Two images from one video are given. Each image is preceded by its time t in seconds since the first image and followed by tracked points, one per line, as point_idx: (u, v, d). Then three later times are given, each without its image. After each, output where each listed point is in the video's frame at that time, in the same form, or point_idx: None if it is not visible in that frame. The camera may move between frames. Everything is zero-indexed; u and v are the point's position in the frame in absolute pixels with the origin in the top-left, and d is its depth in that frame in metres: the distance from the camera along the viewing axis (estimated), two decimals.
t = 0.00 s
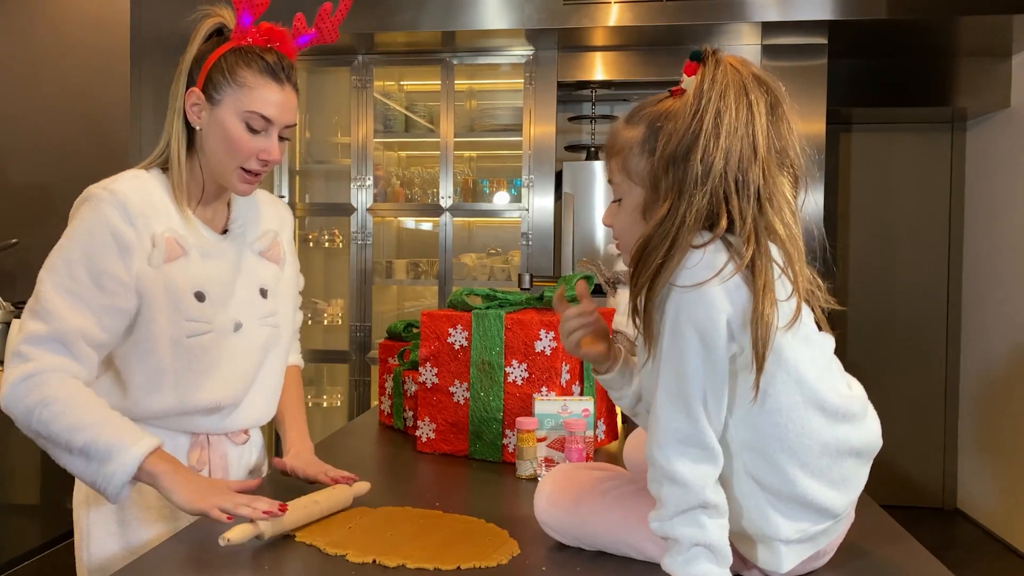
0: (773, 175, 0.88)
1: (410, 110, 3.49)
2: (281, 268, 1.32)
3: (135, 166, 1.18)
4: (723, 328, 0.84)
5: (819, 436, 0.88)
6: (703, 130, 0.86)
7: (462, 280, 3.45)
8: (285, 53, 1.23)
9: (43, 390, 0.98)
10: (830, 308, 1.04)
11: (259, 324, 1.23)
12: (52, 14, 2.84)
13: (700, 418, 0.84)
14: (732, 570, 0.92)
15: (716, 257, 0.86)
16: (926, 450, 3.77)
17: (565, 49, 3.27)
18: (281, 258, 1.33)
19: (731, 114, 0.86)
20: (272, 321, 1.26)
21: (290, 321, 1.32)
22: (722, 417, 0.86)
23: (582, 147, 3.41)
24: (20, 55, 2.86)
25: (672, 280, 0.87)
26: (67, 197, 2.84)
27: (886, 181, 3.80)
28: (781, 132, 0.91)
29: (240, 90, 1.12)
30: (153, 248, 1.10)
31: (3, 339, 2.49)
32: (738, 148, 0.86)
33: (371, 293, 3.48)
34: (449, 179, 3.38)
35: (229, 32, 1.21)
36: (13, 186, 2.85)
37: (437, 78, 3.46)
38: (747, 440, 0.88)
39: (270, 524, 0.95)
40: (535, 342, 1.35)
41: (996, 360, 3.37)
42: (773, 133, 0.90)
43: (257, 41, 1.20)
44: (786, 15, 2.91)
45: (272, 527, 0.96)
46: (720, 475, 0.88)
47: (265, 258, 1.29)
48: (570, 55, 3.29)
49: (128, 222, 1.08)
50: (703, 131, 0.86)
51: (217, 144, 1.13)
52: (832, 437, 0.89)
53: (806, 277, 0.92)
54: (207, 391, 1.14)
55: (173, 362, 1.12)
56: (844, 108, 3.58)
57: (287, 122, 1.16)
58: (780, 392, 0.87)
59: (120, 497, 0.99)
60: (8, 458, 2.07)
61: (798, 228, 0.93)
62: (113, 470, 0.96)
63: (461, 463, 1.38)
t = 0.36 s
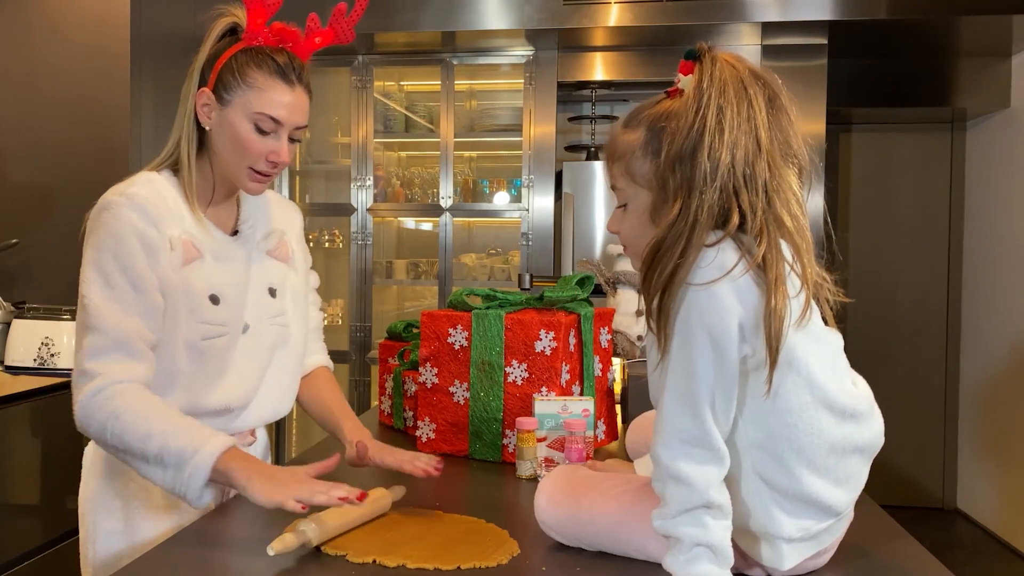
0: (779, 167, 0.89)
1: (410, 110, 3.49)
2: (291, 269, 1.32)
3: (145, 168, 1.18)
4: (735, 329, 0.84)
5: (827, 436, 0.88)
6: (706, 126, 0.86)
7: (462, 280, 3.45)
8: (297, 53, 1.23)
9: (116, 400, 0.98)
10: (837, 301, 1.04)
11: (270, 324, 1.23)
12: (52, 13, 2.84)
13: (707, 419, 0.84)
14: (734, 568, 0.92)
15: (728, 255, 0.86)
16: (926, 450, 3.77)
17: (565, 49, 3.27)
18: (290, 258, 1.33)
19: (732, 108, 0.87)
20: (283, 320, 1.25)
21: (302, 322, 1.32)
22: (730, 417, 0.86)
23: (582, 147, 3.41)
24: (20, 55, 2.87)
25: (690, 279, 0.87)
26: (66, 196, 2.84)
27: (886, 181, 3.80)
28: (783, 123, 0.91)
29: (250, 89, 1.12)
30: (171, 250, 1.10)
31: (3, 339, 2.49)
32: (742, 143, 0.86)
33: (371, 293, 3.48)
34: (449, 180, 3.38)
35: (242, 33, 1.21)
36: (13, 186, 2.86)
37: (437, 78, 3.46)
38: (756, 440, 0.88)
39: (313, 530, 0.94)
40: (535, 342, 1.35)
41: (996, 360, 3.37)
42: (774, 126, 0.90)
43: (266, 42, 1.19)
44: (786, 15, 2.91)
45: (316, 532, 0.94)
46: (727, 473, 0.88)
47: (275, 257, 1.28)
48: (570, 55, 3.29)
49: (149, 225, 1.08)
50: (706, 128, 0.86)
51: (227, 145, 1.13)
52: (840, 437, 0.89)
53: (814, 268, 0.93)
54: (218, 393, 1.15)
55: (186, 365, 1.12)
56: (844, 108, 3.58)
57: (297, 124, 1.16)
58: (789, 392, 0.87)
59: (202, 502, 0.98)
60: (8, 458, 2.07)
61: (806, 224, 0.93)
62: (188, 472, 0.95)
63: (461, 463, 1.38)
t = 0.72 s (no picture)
0: (759, 158, 0.89)
1: (410, 110, 3.49)
2: (306, 277, 1.33)
3: (170, 171, 1.18)
4: (727, 331, 0.85)
5: (822, 436, 0.88)
6: (679, 125, 0.87)
7: (462, 280, 3.45)
8: (320, 56, 1.23)
9: (133, 407, 0.97)
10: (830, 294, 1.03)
11: (282, 334, 1.24)
12: (52, 14, 2.84)
13: (702, 418, 0.84)
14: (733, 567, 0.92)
15: (717, 254, 0.87)
16: (925, 450, 3.77)
17: (565, 49, 3.28)
18: (306, 266, 1.33)
19: (704, 102, 0.88)
20: (296, 331, 1.26)
21: (315, 332, 1.33)
22: (724, 416, 0.87)
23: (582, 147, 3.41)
24: (19, 55, 2.87)
25: (683, 277, 0.87)
26: (65, 196, 2.84)
27: (886, 180, 3.80)
28: (756, 108, 0.91)
29: (269, 94, 1.11)
30: (192, 259, 1.11)
31: (3, 338, 2.49)
32: (719, 139, 0.87)
33: (371, 293, 3.48)
34: (449, 179, 3.38)
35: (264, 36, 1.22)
36: (14, 185, 2.86)
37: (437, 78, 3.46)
38: (751, 439, 0.88)
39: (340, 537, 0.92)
40: (535, 342, 1.35)
41: (996, 360, 3.37)
42: (750, 117, 0.90)
43: (288, 45, 1.19)
44: (786, 15, 2.91)
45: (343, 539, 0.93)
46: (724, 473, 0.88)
47: (291, 266, 1.29)
48: (570, 56, 3.30)
49: (174, 232, 1.09)
50: (679, 127, 0.87)
51: (247, 152, 1.13)
52: (835, 437, 0.89)
53: (798, 244, 0.92)
54: (227, 403, 1.16)
55: (198, 373, 1.13)
56: (844, 108, 3.59)
57: (317, 129, 1.15)
58: (784, 391, 0.87)
59: (216, 515, 0.95)
60: (8, 458, 2.07)
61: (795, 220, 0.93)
62: (208, 485, 0.93)
63: (461, 463, 1.38)
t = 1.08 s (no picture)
0: (745, 154, 0.89)
1: (410, 110, 3.49)
2: (314, 282, 1.32)
3: (183, 174, 1.18)
4: (696, 328, 0.85)
5: (800, 441, 0.87)
6: (670, 115, 0.89)
7: (462, 280, 3.45)
8: (328, 56, 1.22)
9: (130, 408, 0.94)
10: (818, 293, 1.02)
11: (287, 341, 1.24)
12: (52, 14, 2.84)
13: (683, 418, 0.85)
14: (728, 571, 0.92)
15: (683, 249, 0.88)
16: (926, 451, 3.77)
17: (565, 49, 3.28)
18: (315, 271, 1.33)
19: (695, 96, 0.89)
20: (301, 337, 1.26)
21: (321, 340, 1.32)
22: (704, 415, 0.87)
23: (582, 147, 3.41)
24: (19, 55, 2.87)
25: (652, 272, 0.88)
26: (65, 196, 2.84)
27: (887, 180, 3.80)
28: (748, 112, 0.93)
29: (281, 96, 1.11)
30: (203, 264, 1.10)
31: (3, 338, 2.49)
32: (706, 133, 0.88)
33: (371, 293, 3.48)
34: (449, 179, 3.37)
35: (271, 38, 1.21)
36: (14, 185, 2.87)
37: (437, 78, 3.46)
38: (727, 441, 0.88)
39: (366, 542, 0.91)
40: (535, 342, 1.35)
41: (996, 360, 3.36)
42: (739, 116, 0.92)
43: (296, 47, 1.18)
44: (786, 15, 2.91)
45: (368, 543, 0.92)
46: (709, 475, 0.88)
47: (300, 272, 1.28)
48: (570, 55, 3.30)
49: (186, 239, 1.07)
50: (670, 117, 0.89)
51: (261, 156, 1.13)
52: (813, 442, 0.88)
53: (776, 228, 0.93)
54: (230, 409, 1.16)
55: (203, 378, 1.13)
56: (844, 108, 3.58)
57: (331, 129, 1.15)
58: (757, 397, 0.86)
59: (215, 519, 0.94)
60: (8, 458, 2.07)
61: (776, 221, 0.93)
62: (206, 491, 0.91)
63: (461, 463, 1.38)
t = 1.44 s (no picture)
0: (736, 150, 0.89)
1: (410, 110, 3.49)
2: (326, 287, 1.32)
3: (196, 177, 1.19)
4: (692, 328, 0.85)
5: (794, 442, 0.87)
6: (660, 113, 0.89)
7: (462, 280, 3.46)
8: (345, 63, 1.21)
9: (145, 415, 0.92)
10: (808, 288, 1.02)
11: (296, 345, 1.24)
12: (52, 14, 2.84)
13: (680, 420, 0.85)
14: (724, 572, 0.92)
15: (679, 246, 0.87)
16: (926, 450, 3.77)
17: (565, 49, 3.28)
18: (324, 275, 1.32)
19: (685, 94, 0.90)
20: (310, 340, 1.26)
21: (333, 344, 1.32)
22: (700, 417, 0.87)
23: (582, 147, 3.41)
24: (19, 55, 2.87)
25: (646, 271, 0.88)
26: (64, 197, 2.84)
27: (887, 180, 3.80)
28: (740, 109, 0.93)
29: (297, 103, 1.11)
30: (216, 269, 1.11)
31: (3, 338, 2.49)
32: (697, 132, 0.88)
33: (371, 292, 3.48)
34: (449, 179, 3.37)
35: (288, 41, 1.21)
36: (14, 185, 2.87)
37: (437, 78, 3.46)
38: (723, 444, 0.88)
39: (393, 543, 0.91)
40: (535, 342, 1.35)
41: (995, 360, 3.36)
42: (729, 109, 0.92)
43: (313, 54, 1.17)
44: (786, 15, 2.90)
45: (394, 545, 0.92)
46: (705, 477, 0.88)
47: (310, 275, 1.28)
48: (570, 55, 3.29)
49: (200, 246, 1.07)
50: (660, 114, 0.89)
51: (274, 162, 1.14)
52: (807, 443, 0.88)
53: (769, 223, 0.92)
54: (238, 414, 1.17)
55: (210, 382, 1.14)
56: (844, 107, 3.58)
57: (344, 137, 1.15)
58: (752, 397, 0.86)
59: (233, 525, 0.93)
60: (8, 457, 2.07)
61: (770, 219, 0.93)
62: (229, 493, 0.90)
63: (461, 463, 1.38)
